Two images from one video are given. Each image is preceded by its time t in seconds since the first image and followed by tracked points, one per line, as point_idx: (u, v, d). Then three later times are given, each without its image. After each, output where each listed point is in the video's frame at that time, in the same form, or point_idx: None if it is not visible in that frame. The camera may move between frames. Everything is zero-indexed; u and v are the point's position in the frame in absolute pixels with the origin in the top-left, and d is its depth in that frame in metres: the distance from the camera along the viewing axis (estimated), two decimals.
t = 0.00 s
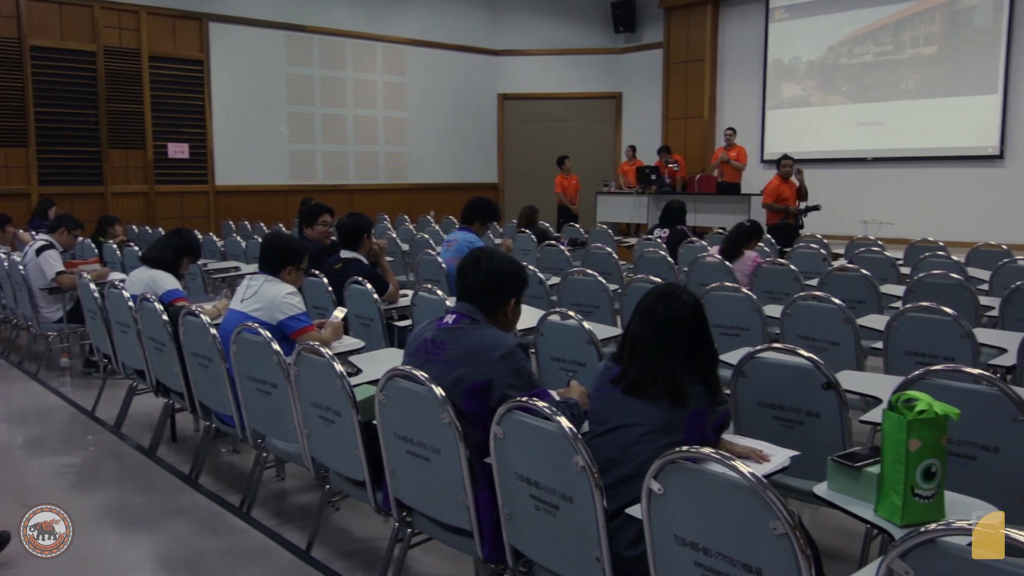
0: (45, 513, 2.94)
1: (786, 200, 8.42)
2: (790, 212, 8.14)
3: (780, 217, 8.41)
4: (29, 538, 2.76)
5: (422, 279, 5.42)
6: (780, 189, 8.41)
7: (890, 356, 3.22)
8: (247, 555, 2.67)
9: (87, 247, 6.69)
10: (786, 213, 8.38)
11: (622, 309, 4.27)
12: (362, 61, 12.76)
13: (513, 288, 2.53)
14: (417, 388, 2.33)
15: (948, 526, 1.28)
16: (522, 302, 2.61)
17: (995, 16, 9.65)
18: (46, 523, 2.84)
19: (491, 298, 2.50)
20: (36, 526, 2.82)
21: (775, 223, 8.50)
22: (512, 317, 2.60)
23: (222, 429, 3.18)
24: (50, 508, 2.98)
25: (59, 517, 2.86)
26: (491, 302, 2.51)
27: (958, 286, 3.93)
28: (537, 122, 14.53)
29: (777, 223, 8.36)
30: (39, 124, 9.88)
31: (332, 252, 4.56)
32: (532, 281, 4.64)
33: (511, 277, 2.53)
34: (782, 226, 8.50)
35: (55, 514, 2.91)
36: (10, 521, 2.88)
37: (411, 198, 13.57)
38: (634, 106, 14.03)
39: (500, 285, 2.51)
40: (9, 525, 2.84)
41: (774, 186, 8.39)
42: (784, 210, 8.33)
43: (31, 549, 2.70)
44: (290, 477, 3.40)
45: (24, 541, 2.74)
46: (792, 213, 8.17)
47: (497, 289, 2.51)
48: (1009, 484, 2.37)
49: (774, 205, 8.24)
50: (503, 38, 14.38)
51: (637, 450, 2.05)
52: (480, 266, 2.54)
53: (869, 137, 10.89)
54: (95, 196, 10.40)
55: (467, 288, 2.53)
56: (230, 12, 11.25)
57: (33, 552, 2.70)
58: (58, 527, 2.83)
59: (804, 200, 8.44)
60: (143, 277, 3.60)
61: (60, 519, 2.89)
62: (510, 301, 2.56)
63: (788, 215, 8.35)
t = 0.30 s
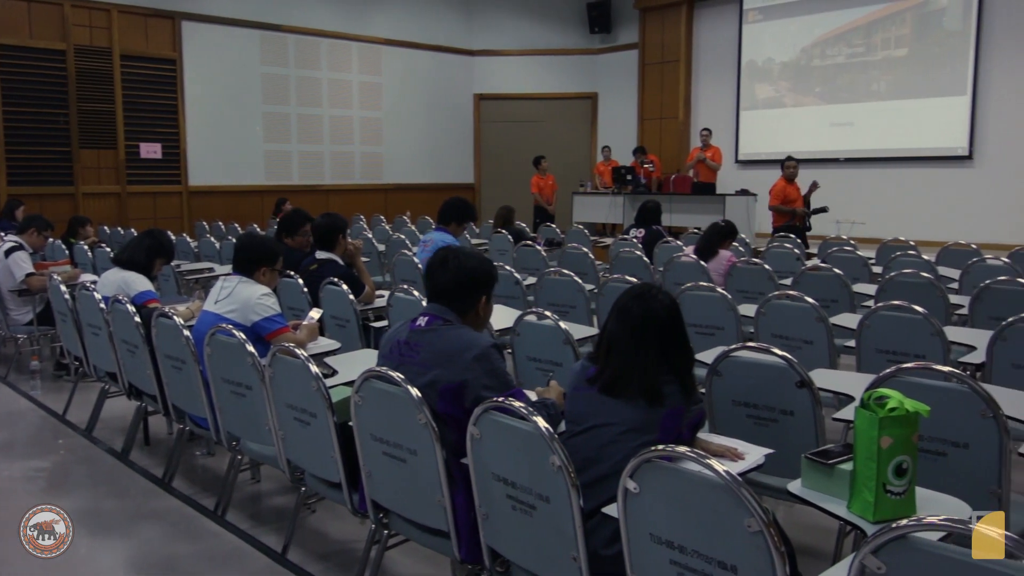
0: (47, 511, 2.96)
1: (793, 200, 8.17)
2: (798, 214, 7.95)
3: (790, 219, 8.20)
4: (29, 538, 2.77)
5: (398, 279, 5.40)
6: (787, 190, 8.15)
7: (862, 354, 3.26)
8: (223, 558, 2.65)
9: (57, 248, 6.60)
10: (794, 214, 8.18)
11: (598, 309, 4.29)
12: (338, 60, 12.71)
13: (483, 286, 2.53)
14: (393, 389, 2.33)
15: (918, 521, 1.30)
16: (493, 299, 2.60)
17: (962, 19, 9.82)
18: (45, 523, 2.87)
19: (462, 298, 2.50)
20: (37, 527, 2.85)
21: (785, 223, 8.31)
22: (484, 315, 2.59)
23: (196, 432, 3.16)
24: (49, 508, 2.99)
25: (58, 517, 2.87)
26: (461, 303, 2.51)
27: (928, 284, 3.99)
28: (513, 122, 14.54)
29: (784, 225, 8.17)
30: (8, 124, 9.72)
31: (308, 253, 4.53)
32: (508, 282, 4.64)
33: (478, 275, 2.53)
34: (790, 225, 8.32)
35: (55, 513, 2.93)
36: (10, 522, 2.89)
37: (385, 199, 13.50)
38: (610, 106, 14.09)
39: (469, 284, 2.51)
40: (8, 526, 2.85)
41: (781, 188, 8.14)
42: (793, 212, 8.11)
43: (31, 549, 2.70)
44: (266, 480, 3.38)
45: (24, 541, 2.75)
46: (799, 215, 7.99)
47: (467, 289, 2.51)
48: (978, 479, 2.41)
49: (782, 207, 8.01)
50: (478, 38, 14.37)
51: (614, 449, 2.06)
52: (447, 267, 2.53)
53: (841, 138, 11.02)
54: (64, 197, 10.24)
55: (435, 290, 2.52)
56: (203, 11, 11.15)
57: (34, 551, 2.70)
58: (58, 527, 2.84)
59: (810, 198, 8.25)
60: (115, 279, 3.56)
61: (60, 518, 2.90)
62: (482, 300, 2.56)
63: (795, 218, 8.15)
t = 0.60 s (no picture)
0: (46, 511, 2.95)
1: (795, 200, 8.12)
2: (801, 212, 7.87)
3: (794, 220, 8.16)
4: (29, 539, 2.77)
5: (376, 280, 5.38)
6: (788, 189, 8.14)
7: (838, 353, 3.29)
8: (199, 562, 2.62)
9: (29, 250, 6.52)
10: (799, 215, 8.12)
11: (576, 309, 4.30)
12: (314, 60, 12.64)
13: (463, 285, 2.54)
14: (371, 390, 2.32)
15: (893, 517, 1.32)
16: (475, 302, 2.60)
17: (934, 21, 9.96)
18: (45, 522, 2.86)
19: (440, 292, 2.50)
20: (38, 526, 2.84)
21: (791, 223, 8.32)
22: (464, 317, 2.57)
23: (171, 435, 3.13)
24: (50, 508, 2.98)
25: (59, 517, 2.87)
26: (439, 296, 2.50)
27: (902, 283, 4.04)
28: (491, 123, 14.54)
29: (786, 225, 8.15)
30: None
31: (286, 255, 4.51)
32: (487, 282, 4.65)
33: (459, 276, 2.55)
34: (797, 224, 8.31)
35: (56, 512, 2.92)
36: (10, 522, 2.89)
37: (363, 200, 13.45)
38: (588, 106, 14.13)
39: (447, 281, 2.52)
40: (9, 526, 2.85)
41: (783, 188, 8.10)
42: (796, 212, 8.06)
43: (31, 549, 2.71)
44: (243, 483, 3.35)
45: (24, 541, 2.75)
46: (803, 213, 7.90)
47: (446, 285, 2.51)
48: (950, 475, 2.45)
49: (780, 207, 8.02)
50: (455, 39, 14.36)
51: (593, 448, 2.07)
52: (430, 266, 2.56)
53: (815, 138, 11.12)
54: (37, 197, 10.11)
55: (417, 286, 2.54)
56: (177, 10, 11.04)
57: (34, 551, 2.70)
58: (58, 527, 2.83)
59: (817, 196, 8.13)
60: (89, 281, 3.52)
61: (60, 518, 2.90)
62: (461, 299, 2.55)
63: (798, 217, 8.09)
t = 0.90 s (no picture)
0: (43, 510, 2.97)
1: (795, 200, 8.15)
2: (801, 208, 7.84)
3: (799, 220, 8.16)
4: (28, 539, 2.78)
5: (355, 281, 5.36)
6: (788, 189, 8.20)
7: (815, 352, 3.32)
8: (177, 565, 2.60)
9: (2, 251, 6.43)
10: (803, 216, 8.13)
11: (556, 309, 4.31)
12: (292, 60, 12.57)
13: (453, 292, 2.55)
14: (351, 391, 2.31)
15: (869, 514, 1.34)
16: (463, 310, 2.60)
17: (909, 23, 10.07)
18: (44, 522, 2.88)
19: (427, 297, 2.51)
20: (35, 525, 2.86)
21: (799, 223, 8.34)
22: (451, 323, 2.58)
23: (148, 438, 3.10)
24: (49, 508, 2.99)
25: (58, 518, 2.87)
26: (426, 301, 2.51)
27: (877, 282, 4.08)
28: (471, 123, 14.53)
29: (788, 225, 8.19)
30: None
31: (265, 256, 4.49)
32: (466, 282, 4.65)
33: (449, 281, 2.56)
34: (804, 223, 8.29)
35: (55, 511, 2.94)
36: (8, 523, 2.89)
37: (342, 200, 13.41)
38: (567, 106, 14.16)
39: (438, 286, 2.53)
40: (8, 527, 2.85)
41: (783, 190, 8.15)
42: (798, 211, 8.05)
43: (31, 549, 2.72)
44: (221, 485, 3.33)
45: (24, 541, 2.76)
46: (802, 208, 7.85)
47: (434, 290, 2.52)
48: (925, 473, 2.48)
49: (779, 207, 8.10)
50: (434, 39, 14.33)
51: (572, 448, 2.07)
52: (421, 270, 2.57)
53: (793, 139, 11.21)
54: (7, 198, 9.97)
55: (406, 290, 2.55)
56: (153, 9, 10.94)
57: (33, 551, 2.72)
58: (58, 528, 2.84)
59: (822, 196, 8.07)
60: (63, 282, 3.48)
61: (61, 518, 2.91)
62: (448, 305, 2.55)
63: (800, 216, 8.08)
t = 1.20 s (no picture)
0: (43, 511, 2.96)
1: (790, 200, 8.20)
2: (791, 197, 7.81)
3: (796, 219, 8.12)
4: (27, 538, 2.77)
5: (332, 281, 5.34)
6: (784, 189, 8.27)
7: (791, 350, 3.35)
8: (153, 568, 2.58)
9: None
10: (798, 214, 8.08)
11: (534, 309, 4.32)
12: (268, 59, 12.49)
13: (430, 293, 2.54)
14: (328, 392, 2.30)
15: (845, 510, 1.35)
16: (442, 313, 2.59)
17: (882, 25, 10.19)
18: (44, 523, 2.87)
19: (404, 298, 2.50)
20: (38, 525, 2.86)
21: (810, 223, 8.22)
22: (428, 326, 2.57)
23: (123, 441, 3.07)
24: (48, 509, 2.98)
25: (58, 518, 2.86)
26: (402, 301, 2.50)
27: (852, 282, 4.13)
28: (449, 123, 14.51)
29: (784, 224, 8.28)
30: None
31: (241, 256, 4.46)
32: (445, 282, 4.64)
33: (426, 284, 2.55)
34: (810, 222, 8.19)
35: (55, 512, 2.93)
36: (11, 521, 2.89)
37: (320, 200, 13.33)
38: (545, 106, 14.18)
39: (415, 288, 2.52)
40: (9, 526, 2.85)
41: (776, 188, 8.23)
42: (790, 206, 8.02)
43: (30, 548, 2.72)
44: (197, 488, 3.30)
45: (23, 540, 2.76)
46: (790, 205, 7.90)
47: (411, 292, 2.51)
48: (900, 469, 2.51)
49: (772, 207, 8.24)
50: (412, 39, 14.30)
51: (550, 447, 2.07)
52: (399, 273, 2.57)
53: (768, 139, 11.30)
54: None
55: (383, 291, 2.55)
56: (126, 7, 10.83)
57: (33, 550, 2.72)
58: (57, 528, 2.82)
59: (819, 195, 8.01)
60: (36, 284, 3.44)
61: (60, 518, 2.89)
62: (425, 306, 2.53)
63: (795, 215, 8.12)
